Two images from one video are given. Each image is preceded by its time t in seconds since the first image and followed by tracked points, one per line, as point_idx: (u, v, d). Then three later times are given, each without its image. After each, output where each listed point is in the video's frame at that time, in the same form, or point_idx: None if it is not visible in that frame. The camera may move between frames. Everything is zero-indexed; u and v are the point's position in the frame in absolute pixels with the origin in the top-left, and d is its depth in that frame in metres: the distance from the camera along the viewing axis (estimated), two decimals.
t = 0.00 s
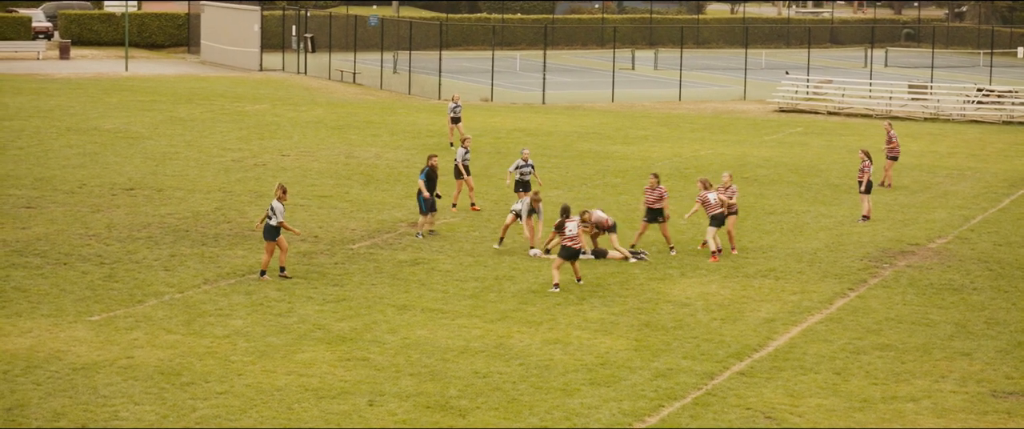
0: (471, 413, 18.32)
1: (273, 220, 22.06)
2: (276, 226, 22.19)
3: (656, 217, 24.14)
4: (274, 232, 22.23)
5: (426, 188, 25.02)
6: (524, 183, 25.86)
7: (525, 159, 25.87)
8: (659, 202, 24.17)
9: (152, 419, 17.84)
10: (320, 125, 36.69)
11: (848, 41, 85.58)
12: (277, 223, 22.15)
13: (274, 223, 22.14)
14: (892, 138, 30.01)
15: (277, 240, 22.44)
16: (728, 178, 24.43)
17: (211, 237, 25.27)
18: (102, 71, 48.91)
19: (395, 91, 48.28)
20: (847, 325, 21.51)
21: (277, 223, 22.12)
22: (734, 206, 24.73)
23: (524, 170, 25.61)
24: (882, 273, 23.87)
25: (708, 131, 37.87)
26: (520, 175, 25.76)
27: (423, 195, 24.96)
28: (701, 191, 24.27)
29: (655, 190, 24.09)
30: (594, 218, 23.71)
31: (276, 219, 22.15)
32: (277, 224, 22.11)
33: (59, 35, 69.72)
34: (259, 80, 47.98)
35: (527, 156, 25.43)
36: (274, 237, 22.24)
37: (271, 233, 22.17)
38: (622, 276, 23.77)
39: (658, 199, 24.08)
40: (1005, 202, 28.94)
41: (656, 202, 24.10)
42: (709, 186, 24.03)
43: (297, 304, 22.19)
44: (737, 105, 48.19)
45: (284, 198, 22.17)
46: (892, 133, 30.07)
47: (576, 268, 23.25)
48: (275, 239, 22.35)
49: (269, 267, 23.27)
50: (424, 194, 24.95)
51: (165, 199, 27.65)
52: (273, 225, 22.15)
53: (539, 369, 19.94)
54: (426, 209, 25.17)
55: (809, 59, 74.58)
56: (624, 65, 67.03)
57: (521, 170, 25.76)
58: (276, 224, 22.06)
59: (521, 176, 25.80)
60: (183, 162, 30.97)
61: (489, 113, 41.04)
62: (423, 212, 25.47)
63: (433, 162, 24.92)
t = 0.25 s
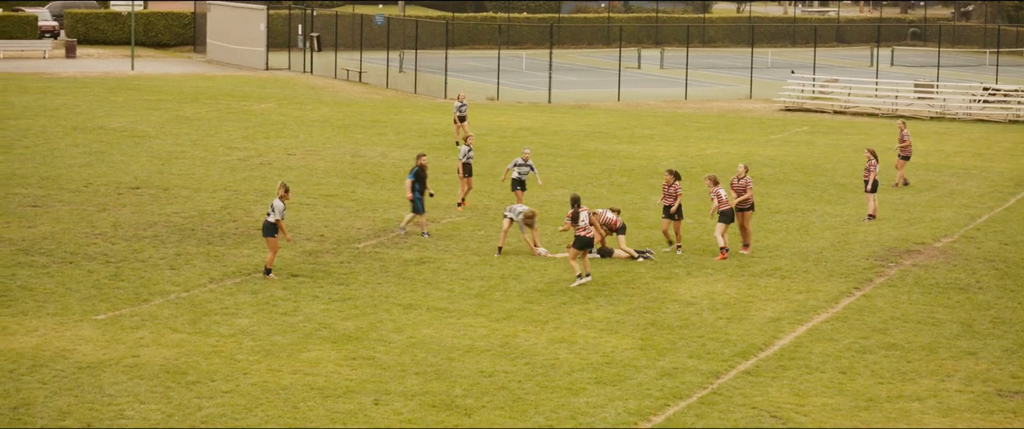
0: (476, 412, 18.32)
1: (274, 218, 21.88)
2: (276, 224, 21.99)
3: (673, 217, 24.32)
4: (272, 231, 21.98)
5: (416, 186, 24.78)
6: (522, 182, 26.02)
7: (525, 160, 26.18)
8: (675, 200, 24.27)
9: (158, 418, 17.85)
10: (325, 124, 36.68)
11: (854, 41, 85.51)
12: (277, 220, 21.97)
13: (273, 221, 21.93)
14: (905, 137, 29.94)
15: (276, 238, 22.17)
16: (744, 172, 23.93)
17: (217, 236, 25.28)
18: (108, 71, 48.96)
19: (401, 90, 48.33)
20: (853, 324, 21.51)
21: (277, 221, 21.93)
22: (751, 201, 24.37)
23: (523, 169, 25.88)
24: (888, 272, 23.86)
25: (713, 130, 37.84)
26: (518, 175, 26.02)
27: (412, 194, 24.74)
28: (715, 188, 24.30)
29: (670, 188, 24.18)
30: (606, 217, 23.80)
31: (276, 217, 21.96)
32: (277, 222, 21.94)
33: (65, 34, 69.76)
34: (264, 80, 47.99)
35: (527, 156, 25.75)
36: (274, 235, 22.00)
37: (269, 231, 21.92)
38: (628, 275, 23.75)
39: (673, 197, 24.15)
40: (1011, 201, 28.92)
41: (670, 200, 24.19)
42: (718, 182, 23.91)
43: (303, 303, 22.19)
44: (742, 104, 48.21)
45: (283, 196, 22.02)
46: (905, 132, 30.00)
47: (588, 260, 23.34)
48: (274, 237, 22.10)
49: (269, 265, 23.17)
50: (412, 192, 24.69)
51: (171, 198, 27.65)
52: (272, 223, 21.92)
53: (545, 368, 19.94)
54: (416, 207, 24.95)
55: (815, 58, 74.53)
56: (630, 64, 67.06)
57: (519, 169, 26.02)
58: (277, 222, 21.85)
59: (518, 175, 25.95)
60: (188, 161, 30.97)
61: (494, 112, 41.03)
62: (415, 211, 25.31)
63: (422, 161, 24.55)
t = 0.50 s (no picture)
0: (476, 412, 18.32)
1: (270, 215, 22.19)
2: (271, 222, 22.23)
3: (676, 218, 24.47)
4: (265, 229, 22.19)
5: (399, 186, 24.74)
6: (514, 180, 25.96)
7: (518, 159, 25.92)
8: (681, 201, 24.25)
9: (157, 418, 17.85)
10: (325, 124, 36.68)
11: (854, 41, 85.51)
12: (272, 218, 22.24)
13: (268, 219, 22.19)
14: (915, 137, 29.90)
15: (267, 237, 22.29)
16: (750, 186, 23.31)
17: (216, 236, 25.27)
18: (108, 70, 48.99)
19: (401, 90, 48.37)
20: (853, 324, 21.51)
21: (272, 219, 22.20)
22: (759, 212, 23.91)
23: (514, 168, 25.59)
24: (888, 272, 23.85)
25: (713, 130, 37.84)
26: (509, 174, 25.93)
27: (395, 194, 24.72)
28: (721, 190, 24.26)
29: (674, 189, 24.24)
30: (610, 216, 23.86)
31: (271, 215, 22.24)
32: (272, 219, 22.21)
33: (65, 34, 69.78)
34: (264, 79, 48.02)
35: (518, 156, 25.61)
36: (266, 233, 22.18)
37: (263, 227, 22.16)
38: (628, 275, 23.75)
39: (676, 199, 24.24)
40: (1011, 201, 28.92)
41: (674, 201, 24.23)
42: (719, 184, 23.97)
43: (303, 303, 22.19)
44: (742, 104, 48.24)
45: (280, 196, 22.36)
46: (914, 133, 29.88)
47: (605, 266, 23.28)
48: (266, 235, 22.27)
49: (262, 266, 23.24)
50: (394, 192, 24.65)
51: (171, 198, 27.66)
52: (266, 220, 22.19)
53: (545, 368, 19.94)
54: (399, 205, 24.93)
55: (815, 58, 74.53)
56: (630, 64, 67.09)
57: (511, 168, 25.89)
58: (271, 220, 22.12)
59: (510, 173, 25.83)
60: (188, 161, 30.97)
61: (494, 112, 41.03)
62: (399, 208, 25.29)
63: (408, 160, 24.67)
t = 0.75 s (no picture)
0: (476, 412, 18.32)
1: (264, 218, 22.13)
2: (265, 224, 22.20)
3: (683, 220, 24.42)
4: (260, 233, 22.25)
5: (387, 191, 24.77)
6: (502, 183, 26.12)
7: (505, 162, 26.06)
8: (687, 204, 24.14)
9: (158, 418, 17.85)
10: (325, 125, 36.69)
11: (854, 41, 85.54)
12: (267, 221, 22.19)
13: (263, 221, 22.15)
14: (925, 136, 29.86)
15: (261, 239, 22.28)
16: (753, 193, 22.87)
17: (217, 236, 25.28)
18: (108, 70, 49.02)
19: (401, 90, 48.39)
20: (853, 324, 21.51)
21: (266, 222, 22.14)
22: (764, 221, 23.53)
23: (503, 170, 25.88)
24: (888, 272, 23.85)
25: (713, 131, 37.85)
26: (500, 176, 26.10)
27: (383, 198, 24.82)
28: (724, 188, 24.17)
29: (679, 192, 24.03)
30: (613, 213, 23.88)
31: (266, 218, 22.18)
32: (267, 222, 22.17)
33: (65, 35, 69.77)
34: (264, 80, 48.04)
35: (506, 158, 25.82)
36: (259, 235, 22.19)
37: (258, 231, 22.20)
38: (628, 275, 23.74)
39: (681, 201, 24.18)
40: (1011, 201, 28.93)
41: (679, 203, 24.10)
42: (720, 180, 24.04)
43: (303, 303, 22.19)
44: (742, 104, 48.27)
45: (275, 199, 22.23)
46: (925, 132, 29.81)
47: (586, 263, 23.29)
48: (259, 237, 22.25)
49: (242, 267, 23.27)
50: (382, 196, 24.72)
51: (171, 198, 27.66)
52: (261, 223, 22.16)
53: (545, 368, 19.94)
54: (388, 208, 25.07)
55: (815, 58, 74.55)
56: (631, 64, 67.12)
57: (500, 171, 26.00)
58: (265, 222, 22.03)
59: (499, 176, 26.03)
60: (189, 161, 30.98)
61: (495, 112, 41.03)
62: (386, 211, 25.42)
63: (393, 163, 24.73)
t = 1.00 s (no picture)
0: (478, 412, 18.32)
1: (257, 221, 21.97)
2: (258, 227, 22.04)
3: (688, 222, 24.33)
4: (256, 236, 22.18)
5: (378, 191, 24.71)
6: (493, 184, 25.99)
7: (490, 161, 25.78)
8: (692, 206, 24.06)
9: (159, 418, 17.84)
10: (327, 125, 36.69)
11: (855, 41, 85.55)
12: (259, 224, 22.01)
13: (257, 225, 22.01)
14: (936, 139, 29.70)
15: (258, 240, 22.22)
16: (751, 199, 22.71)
17: (219, 236, 25.27)
18: (110, 70, 49.02)
19: (402, 90, 48.38)
20: (855, 324, 21.51)
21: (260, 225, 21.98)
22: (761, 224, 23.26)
23: (488, 170, 25.61)
24: (889, 272, 23.85)
25: (715, 130, 37.85)
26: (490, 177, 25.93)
27: (374, 200, 24.66)
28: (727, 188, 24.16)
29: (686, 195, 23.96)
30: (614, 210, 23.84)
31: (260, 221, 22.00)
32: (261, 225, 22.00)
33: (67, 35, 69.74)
34: (266, 80, 48.02)
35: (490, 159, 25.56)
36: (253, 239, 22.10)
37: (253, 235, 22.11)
38: (630, 275, 23.73)
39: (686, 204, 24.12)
40: (1013, 201, 28.93)
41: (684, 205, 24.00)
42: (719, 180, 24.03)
43: (305, 303, 22.18)
44: (744, 104, 48.28)
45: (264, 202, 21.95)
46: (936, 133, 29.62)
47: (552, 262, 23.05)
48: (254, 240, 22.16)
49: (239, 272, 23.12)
50: (374, 197, 24.54)
51: (172, 198, 27.65)
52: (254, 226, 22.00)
53: (547, 368, 19.95)
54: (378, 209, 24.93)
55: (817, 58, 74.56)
56: (633, 64, 67.13)
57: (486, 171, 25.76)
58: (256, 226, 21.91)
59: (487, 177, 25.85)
60: (191, 161, 30.97)
61: (497, 113, 41.03)
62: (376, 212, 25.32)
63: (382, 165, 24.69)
